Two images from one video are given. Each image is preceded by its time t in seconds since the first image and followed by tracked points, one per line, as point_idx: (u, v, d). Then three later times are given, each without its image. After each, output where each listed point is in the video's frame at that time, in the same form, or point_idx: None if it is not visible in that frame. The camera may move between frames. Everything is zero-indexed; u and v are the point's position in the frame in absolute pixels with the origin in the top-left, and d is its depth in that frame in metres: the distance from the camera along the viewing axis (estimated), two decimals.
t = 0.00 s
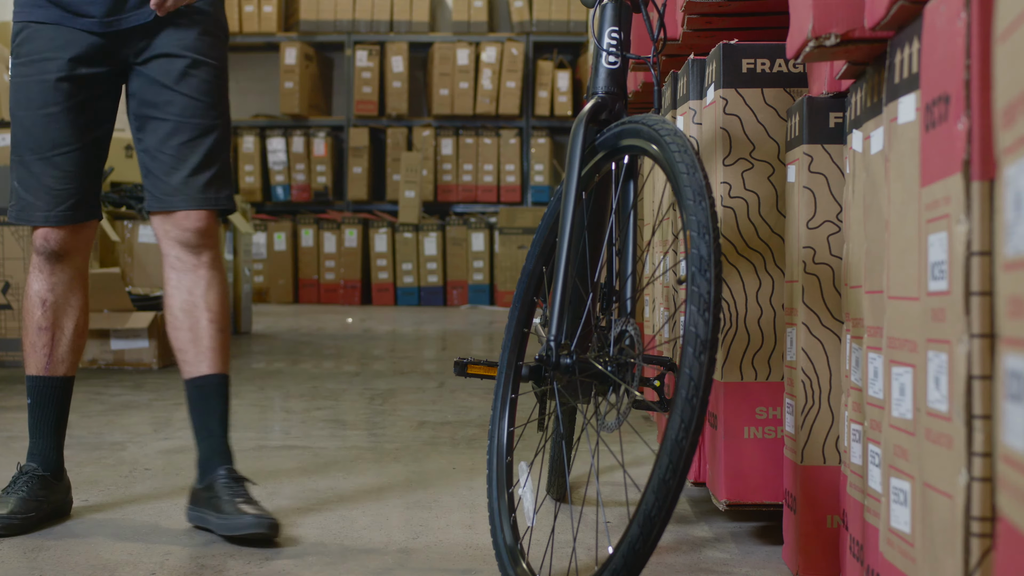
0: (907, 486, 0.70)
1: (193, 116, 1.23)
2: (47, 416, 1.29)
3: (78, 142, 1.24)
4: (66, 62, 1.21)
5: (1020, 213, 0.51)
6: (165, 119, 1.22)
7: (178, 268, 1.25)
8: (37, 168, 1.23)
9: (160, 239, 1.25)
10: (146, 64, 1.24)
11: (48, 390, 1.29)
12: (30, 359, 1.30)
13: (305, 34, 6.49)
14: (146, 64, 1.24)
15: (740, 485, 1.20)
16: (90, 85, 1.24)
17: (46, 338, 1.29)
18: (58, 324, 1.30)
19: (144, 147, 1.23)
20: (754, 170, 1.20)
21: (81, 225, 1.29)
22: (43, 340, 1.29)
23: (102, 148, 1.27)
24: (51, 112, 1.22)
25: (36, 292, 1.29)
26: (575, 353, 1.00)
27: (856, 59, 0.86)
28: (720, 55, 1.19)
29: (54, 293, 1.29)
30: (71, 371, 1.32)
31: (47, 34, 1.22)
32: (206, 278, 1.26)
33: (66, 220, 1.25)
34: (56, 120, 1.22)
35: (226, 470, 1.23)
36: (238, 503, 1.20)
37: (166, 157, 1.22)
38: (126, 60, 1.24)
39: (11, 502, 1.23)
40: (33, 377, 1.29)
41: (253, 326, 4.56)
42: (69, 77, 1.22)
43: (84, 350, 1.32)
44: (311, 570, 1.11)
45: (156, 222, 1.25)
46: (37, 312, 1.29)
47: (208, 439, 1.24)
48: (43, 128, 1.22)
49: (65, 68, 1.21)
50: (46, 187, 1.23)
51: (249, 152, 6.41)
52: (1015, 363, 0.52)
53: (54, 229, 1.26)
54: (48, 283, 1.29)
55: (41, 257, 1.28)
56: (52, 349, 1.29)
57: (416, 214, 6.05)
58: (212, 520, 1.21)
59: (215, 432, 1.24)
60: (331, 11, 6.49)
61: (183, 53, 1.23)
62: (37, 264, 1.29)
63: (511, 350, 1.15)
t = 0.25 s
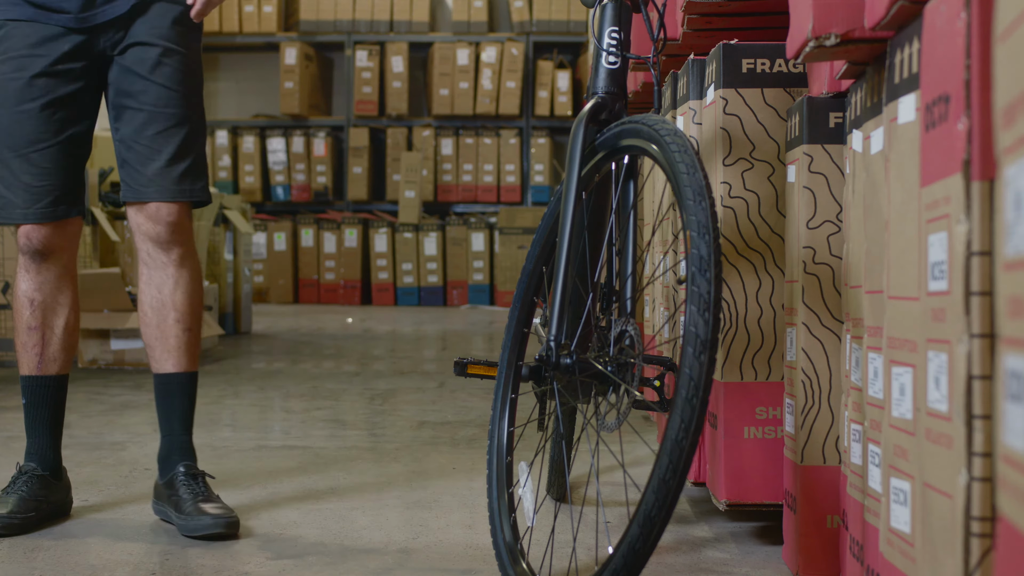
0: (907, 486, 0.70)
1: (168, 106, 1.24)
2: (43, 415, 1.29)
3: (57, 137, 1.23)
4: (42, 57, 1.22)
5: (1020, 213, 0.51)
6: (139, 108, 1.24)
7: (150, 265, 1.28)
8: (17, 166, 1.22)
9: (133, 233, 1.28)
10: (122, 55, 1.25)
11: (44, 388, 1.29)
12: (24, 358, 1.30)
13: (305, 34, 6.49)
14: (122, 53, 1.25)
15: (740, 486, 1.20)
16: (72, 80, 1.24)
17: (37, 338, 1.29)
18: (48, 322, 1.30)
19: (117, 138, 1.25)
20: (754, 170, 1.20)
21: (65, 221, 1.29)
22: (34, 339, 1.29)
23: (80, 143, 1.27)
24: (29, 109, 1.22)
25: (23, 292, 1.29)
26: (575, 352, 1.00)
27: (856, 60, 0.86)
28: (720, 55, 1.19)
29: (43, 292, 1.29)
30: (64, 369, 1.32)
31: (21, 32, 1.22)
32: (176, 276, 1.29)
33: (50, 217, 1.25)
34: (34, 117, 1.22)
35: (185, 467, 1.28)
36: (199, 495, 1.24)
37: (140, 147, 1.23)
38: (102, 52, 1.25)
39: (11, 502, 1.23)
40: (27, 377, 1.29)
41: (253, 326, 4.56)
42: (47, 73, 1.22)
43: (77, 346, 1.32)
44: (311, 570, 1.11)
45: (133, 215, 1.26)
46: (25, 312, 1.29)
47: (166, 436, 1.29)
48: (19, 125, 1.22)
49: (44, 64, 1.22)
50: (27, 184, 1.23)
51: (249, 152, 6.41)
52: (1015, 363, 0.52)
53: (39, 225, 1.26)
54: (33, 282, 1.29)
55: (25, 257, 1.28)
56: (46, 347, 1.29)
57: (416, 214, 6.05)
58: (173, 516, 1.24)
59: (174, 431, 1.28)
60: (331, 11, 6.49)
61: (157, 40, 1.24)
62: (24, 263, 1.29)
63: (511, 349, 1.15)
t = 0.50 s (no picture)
0: (907, 486, 0.70)
1: (149, 89, 1.20)
2: (39, 416, 1.29)
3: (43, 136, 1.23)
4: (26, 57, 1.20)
5: (1020, 213, 0.51)
6: (119, 92, 1.20)
7: (131, 259, 1.23)
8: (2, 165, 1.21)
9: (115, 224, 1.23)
10: (103, 40, 1.22)
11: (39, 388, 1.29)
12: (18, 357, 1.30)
13: (305, 34, 6.49)
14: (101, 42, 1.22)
15: (740, 486, 1.20)
16: (56, 79, 1.22)
17: (30, 338, 1.29)
18: (41, 321, 1.30)
19: (98, 126, 1.21)
20: (754, 170, 1.20)
21: (53, 221, 1.29)
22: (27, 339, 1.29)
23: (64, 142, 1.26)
24: (13, 108, 1.20)
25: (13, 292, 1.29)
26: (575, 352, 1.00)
27: (856, 60, 0.86)
28: (720, 55, 1.19)
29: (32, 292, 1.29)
30: (59, 368, 1.32)
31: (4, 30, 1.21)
32: (157, 271, 1.24)
33: (36, 217, 1.25)
34: (19, 116, 1.21)
35: (165, 467, 1.25)
36: (180, 491, 1.22)
37: (120, 131, 1.19)
38: (83, 43, 1.22)
39: (11, 502, 1.23)
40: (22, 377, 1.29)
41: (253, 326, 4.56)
42: (31, 70, 1.20)
43: (70, 345, 1.32)
44: (311, 570, 1.11)
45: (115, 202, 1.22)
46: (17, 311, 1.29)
47: (144, 436, 1.25)
48: (4, 123, 1.20)
49: (29, 61, 1.20)
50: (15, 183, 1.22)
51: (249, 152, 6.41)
52: (1015, 363, 0.52)
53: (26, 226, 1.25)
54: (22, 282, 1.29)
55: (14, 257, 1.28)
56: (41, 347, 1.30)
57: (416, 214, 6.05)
58: (151, 517, 1.21)
59: (152, 430, 1.25)
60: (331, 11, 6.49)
61: (135, 25, 1.21)
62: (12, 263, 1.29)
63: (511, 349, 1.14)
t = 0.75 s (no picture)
0: (908, 486, 0.70)
1: (144, 99, 1.12)
2: (37, 415, 1.29)
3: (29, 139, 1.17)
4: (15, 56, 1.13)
5: (1020, 213, 0.51)
6: (109, 98, 1.11)
7: (111, 264, 1.10)
8: None
9: (90, 228, 1.10)
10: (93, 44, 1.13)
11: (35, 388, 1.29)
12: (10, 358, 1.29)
13: (305, 34, 6.50)
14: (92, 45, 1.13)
15: (740, 486, 1.20)
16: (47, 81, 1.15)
17: (23, 340, 1.28)
18: (33, 323, 1.29)
19: (82, 130, 1.11)
20: (754, 170, 1.20)
21: (42, 228, 1.26)
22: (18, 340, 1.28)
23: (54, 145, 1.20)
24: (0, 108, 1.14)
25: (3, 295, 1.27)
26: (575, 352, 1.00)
27: (856, 60, 0.86)
28: (720, 55, 1.19)
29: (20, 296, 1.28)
30: (53, 367, 1.32)
31: None
32: (142, 276, 1.12)
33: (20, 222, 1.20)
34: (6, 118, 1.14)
35: (159, 477, 1.05)
36: (182, 495, 1.03)
37: (108, 138, 1.09)
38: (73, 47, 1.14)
39: (10, 504, 1.23)
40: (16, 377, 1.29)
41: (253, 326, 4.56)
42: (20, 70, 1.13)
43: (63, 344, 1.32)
44: (311, 570, 1.11)
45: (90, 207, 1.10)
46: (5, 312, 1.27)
47: (133, 450, 1.06)
48: None
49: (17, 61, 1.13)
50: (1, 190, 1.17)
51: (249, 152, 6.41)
52: (1015, 363, 0.52)
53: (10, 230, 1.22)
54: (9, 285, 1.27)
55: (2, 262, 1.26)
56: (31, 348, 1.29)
57: (416, 214, 6.05)
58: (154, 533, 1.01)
59: (143, 443, 1.06)
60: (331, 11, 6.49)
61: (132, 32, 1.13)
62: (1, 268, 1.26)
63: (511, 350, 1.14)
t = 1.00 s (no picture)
0: (908, 486, 0.70)
1: (168, 110, 1.13)
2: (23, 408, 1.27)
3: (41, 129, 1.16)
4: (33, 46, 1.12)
5: (1020, 213, 0.51)
6: (132, 106, 1.11)
7: (126, 278, 1.12)
8: None
9: (105, 240, 1.12)
10: (117, 43, 1.13)
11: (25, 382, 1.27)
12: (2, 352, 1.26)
13: (305, 34, 6.50)
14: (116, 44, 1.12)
15: (740, 486, 1.20)
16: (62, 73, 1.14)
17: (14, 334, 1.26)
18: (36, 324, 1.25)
19: (102, 137, 1.11)
20: (754, 170, 1.20)
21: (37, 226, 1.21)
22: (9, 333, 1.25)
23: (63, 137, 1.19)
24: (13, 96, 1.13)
25: None
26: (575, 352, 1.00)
27: (856, 60, 0.86)
28: (720, 55, 1.19)
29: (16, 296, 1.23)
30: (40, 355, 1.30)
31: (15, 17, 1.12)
32: (154, 292, 1.13)
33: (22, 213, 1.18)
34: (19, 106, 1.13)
35: (157, 507, 1.09)
36: (183, 537, 1.09)
37: (131, 149, 1.10)
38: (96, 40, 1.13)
39: (4, 505, 1.23)
40: None
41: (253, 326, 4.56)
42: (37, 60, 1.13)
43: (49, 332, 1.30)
44: (311, 570, 1.11)
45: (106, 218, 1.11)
46: None
47: (134, 474, 1.09)
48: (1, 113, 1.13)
49: (34, 51, 1.12)
50: None
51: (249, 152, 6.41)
52: (1015, 363, 0.52)
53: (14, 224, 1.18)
54: None
55: None
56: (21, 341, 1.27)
57: (416, 214, 6.05)
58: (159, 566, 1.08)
59: (144, 466, 1.09)
60: (331, 11, 6.49)
61: (157, 34, 1.13)
62: None
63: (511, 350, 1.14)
